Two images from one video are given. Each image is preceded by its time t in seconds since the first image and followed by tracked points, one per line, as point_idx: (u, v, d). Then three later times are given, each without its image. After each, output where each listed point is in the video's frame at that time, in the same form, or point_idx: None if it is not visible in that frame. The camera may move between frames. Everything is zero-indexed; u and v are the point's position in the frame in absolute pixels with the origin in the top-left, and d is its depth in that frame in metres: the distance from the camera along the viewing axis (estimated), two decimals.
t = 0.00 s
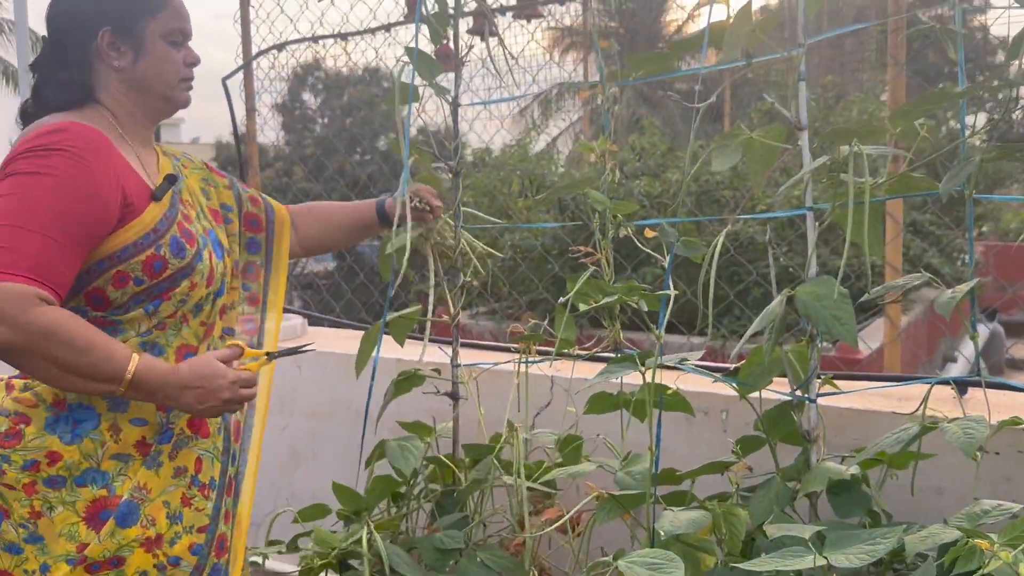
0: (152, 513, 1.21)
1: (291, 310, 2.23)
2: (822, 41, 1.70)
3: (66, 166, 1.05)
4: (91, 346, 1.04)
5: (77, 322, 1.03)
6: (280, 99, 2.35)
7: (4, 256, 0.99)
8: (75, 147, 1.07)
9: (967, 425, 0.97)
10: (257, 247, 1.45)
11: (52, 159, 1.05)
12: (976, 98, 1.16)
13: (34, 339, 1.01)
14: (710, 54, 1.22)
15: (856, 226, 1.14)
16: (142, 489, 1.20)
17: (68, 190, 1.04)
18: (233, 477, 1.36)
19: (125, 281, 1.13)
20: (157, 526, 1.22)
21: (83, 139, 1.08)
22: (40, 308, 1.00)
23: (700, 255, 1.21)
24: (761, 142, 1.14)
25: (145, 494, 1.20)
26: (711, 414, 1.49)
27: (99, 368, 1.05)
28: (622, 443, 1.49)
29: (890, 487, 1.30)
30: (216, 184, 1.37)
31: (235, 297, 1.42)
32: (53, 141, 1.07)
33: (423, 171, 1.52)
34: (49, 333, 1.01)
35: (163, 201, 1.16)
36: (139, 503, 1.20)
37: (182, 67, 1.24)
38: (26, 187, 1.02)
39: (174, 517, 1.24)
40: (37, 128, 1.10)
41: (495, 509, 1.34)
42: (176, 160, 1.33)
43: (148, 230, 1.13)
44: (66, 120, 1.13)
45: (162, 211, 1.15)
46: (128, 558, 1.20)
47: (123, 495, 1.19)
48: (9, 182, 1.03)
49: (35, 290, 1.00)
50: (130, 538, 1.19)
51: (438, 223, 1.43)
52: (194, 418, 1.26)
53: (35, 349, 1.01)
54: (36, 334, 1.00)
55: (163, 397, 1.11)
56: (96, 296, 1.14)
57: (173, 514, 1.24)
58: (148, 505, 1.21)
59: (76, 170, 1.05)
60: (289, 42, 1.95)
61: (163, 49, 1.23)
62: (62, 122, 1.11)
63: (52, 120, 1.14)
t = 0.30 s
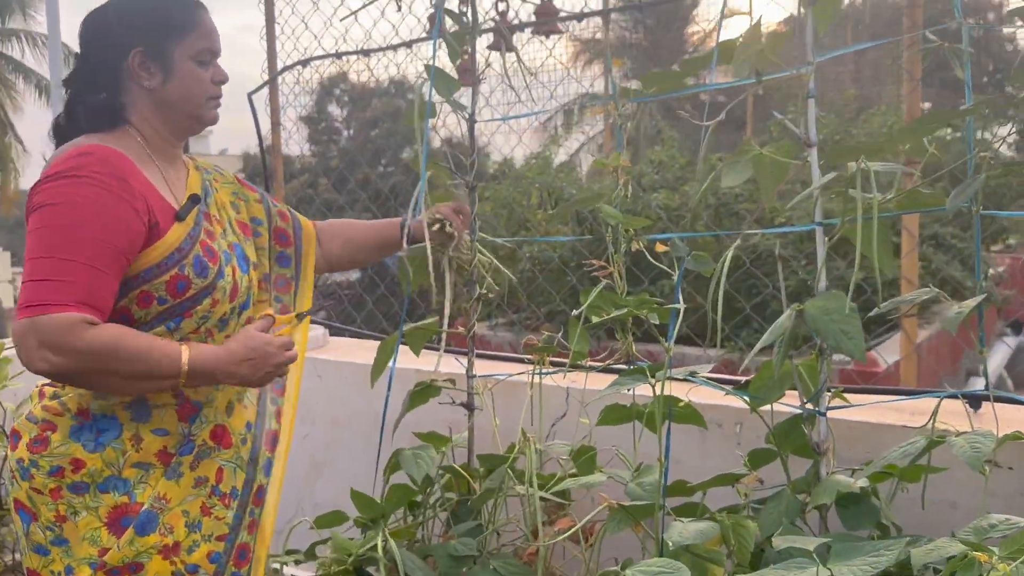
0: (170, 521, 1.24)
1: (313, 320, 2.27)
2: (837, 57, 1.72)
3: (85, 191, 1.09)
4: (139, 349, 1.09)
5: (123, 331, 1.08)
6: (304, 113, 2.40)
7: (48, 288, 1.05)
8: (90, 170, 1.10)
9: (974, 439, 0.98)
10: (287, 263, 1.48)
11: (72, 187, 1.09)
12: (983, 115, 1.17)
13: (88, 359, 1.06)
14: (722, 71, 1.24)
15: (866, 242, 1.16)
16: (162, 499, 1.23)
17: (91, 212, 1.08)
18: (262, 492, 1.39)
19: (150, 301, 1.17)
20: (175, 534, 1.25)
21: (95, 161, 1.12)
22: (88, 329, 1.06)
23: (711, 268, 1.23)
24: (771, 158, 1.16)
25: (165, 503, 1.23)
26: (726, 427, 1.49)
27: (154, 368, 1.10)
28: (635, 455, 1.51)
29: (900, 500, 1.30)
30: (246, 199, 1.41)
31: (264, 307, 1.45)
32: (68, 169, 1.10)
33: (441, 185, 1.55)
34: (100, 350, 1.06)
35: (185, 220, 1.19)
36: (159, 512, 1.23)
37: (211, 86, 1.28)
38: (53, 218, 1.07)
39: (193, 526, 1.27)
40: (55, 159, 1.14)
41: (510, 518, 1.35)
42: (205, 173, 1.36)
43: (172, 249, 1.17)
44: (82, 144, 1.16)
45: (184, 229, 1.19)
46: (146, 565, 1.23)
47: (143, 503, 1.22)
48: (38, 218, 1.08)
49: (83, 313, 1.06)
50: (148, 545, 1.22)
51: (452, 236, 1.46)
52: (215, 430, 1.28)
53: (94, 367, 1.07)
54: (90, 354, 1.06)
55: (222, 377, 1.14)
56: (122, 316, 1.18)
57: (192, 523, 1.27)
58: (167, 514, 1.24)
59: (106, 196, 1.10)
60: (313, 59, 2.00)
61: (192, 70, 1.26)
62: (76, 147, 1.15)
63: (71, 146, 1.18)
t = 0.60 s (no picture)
0: (181, 524, 1.28)
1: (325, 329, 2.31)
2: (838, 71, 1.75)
3: (136, 198, 1.14)
4: (249, 311, 1.17)
5: (228, 305, 1.16)
6: (320, 126, 2.45)
7: (155, 292, 1.11)
8: (127, 179, 1.15)
9: (960, 450, 0.99)
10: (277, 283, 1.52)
11: (124, 200, 1.14)
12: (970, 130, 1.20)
13: (217, 339, 1.15)
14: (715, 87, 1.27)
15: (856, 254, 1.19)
16: (173, 501, 1.27)
17: (151, 214, 1.14)
18: (266, 502, 1.42)
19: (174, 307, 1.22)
20: (186, 536, 1.28)
21: (124, 170, 1.16)
22: (205, 314, 1.14)
23: (703, 280, 1.26)
24: (763, 172, 1.20)
25: (176, 505, 1.27)
26: (726, 437, 1.51)
27: (266, 322, 1.20)
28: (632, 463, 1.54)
29: (894, 510, 1.31)
30: (247, 217, 1.44)
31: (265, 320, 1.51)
32: (106, 186, 1.15)
33: (446, 198, 1.59)
34: (223, 326, 1.15)
35: (206, 226, 1.26)
36: (170, 514, 1.27)
37: (222, 105, 1.32)
38: (124, 232, 1.12)
39: (202, 529, 1.30)
40: (81, 184, 1.17)
41: (511, 525, 1.37)
42: (209, 192, 1.40)
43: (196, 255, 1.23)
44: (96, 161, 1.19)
45: (205, 236, 1.25)
46: (158, 566, 1.27)
47: (154, 505, 1.25)
48: (106, 237, 1.13)
49: (197, 302, 1.14)
50: (160, 547, 1.26)
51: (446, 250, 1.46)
52: (223, 435, 1.32)
53: (227, 343, 1.16)
54: (218, 332, 1.14)
55: (312, 308, 1.26)
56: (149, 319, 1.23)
57: (202, 526, 1.30)
58: (179, 516, 1.27)
59: (159, 202, 1.15)
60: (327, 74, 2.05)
61: (204, 89, 1.31)
62: (94, 165, 1.18)
63: (82, 168, 1.21)
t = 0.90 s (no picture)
0: (197, 523, 1.31)
1: (340, 337, 2.35)
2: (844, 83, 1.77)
3: (179, 198, 1.19)
4: (303, 294, 1.24)
5: (283, 290, 1.22)
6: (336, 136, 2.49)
7: (211, 283, 1.17)
8: (164, 182, 1.20)
9: (957, 458, 1.00)
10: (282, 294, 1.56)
11: (168, 201, 1.19)
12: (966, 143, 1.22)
13: (277, 321, 1.20)
14: (717, 99, 1.28)
15: (855, 264, 1.21)
16: (189, 500, 1.30)
17: (196, 211, 1.19)
18: (268, 508, 1.43)
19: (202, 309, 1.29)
20: (202, 535, 1.31)
21: (159, 174, 1.21)
22: (262, 300, 1.19)
23: (705, 290, 1.28)
24: (764, 183, 1.21)
25: (191, 504, 1.30)
26: (730, 445, 1.52)
27: (319, 305, 1.26)
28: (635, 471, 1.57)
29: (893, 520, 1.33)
30: (258, 229, 1.48)
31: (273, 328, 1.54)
32: (146, 191, 1.19)
33: (455, 209, 1.62)
34: (281, 309, 1.21)
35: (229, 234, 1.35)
36: (186, 513, 1.30)
37: (242, 122, 1.36)
38: (174, 231, 1.17)
39: (217, 528, 1.33)
40: (117, 193, 1.21)
41: (516, 532, 1.39)
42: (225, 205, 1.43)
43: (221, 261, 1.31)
44: (125, 171, 1.24)
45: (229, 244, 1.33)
46: (176, 565, 1.29)
47: (171, 504, 1.29)
48: (157, 238, 1.18)
49: (252, 290, 1.19)
50: (177, 545, 1.29)
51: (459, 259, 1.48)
52: (236, 437, 1.35)
53: (286, 326, 1.22)
54: (276, 315, 1.20)
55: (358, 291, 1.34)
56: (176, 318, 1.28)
57: (217, 525, 1.33)
58: (194, 515, 1.30)
59: (199, 199, 1.21)
60: (344, 85, 2.10)
61: (227, 106, 1.35)
62: (128, 171, 1.23)
63: (113, 176, 1.25)
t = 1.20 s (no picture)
0: (213, 523, 1.32)
1: (353, 344, 2.37)
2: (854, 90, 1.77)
3: (196, 202, 1.21)
4: (319, 296, 1.24)
5: (298, 292, 1.23)
6: (350, 144, 2.51)
7: (228, 286, 1.19)
8: (182, 187, 1.23)
9: (962, 466, 1.01)
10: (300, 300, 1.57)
11: (185, 206, 1.21)
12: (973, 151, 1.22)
13: (291, 323, 1.22)
14: (725, 107, 1.29)
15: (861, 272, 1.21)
16: (205, 500, 1.32)
17: (213, 215, 1.21)
18: (285, 511, 1.44)
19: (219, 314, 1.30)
20: (218, 536, 1.33)
21: (178, 179, 1.23)
22: (277, 302, 1.21)
23: (711, 298, 1.29)
24: (770, 191, 1.22)
25: (207, 505, 1.32)
26: (739, 452, 1.53)
27: (335, 307, 1.26)
28: (642, 477, 1.59)
29: (899, 526, 1.36)
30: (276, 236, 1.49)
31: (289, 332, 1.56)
32: (165, 196, 1.22)
33: (465, 217, 1.63)
34: (295, 311, 1.22)
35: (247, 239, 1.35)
36: (202, 513, 1.31)
37: (261, 132, 1.38)
38: (192, 234, 1.20)
39: (232, 529, 1.34)
40: (138, 198, 1.24)
41: (524, 537, 1.40)
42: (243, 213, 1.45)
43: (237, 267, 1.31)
44: (145, 177, 1.26)
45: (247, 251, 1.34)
46: (192, 565, 1.31)
47: (188, 505, 1.30)
48: (176, 241, 1.20)
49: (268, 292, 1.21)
50: (193, 545, 1.31)
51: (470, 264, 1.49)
52: (253, 439, 1.37)
53: (302, 328, 1.23)
54: (291, 316, 1.21)
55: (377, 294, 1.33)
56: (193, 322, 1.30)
57: (232, 526, 1.34)
58: (210, 516, 1.32)
59: (218, 204, 1.23)
60: (356, 94, 2.12)
61: (245, 116, 1.37)
62: (150, 177, 1.25)
63: (134, 182, 1.28)
